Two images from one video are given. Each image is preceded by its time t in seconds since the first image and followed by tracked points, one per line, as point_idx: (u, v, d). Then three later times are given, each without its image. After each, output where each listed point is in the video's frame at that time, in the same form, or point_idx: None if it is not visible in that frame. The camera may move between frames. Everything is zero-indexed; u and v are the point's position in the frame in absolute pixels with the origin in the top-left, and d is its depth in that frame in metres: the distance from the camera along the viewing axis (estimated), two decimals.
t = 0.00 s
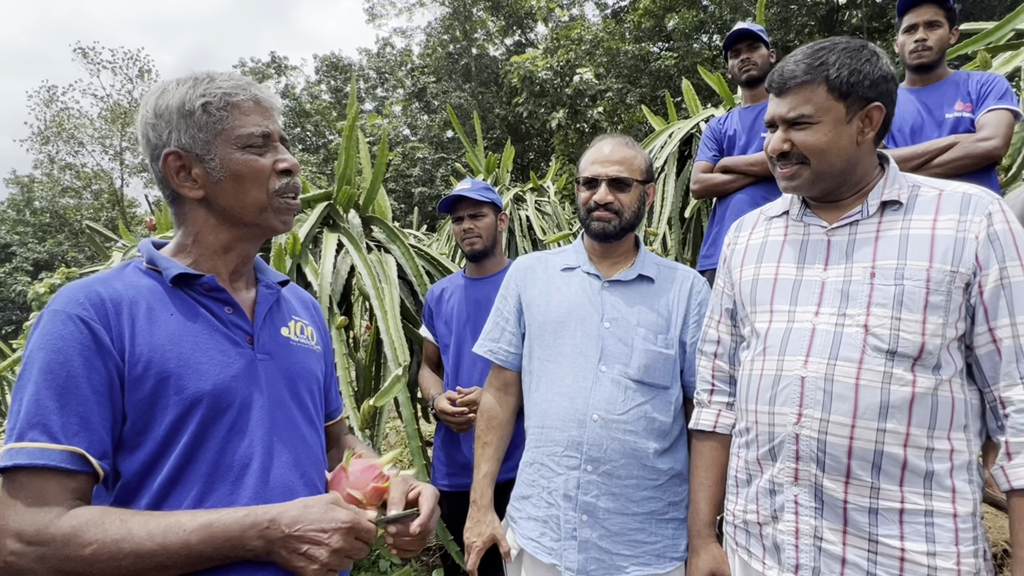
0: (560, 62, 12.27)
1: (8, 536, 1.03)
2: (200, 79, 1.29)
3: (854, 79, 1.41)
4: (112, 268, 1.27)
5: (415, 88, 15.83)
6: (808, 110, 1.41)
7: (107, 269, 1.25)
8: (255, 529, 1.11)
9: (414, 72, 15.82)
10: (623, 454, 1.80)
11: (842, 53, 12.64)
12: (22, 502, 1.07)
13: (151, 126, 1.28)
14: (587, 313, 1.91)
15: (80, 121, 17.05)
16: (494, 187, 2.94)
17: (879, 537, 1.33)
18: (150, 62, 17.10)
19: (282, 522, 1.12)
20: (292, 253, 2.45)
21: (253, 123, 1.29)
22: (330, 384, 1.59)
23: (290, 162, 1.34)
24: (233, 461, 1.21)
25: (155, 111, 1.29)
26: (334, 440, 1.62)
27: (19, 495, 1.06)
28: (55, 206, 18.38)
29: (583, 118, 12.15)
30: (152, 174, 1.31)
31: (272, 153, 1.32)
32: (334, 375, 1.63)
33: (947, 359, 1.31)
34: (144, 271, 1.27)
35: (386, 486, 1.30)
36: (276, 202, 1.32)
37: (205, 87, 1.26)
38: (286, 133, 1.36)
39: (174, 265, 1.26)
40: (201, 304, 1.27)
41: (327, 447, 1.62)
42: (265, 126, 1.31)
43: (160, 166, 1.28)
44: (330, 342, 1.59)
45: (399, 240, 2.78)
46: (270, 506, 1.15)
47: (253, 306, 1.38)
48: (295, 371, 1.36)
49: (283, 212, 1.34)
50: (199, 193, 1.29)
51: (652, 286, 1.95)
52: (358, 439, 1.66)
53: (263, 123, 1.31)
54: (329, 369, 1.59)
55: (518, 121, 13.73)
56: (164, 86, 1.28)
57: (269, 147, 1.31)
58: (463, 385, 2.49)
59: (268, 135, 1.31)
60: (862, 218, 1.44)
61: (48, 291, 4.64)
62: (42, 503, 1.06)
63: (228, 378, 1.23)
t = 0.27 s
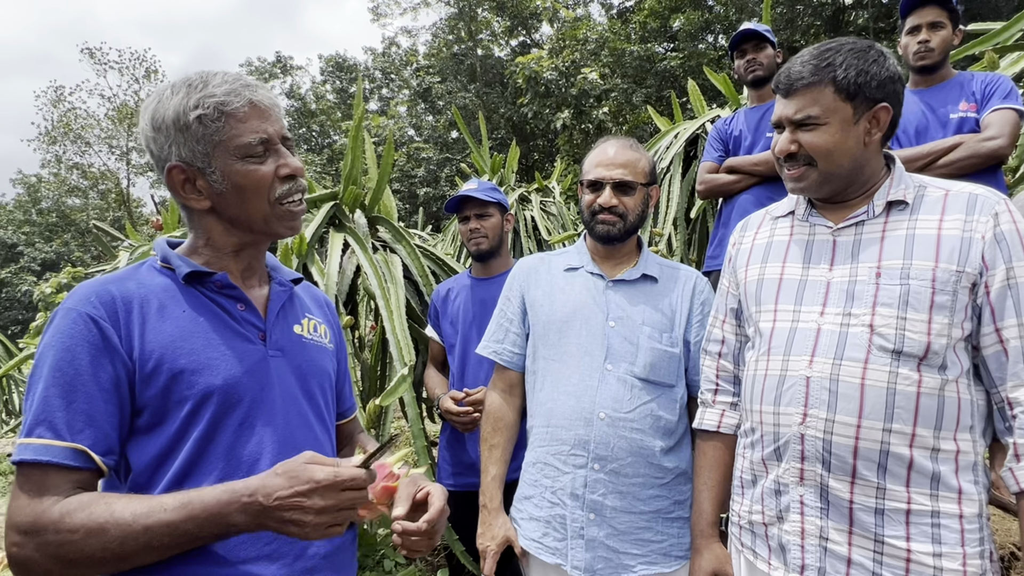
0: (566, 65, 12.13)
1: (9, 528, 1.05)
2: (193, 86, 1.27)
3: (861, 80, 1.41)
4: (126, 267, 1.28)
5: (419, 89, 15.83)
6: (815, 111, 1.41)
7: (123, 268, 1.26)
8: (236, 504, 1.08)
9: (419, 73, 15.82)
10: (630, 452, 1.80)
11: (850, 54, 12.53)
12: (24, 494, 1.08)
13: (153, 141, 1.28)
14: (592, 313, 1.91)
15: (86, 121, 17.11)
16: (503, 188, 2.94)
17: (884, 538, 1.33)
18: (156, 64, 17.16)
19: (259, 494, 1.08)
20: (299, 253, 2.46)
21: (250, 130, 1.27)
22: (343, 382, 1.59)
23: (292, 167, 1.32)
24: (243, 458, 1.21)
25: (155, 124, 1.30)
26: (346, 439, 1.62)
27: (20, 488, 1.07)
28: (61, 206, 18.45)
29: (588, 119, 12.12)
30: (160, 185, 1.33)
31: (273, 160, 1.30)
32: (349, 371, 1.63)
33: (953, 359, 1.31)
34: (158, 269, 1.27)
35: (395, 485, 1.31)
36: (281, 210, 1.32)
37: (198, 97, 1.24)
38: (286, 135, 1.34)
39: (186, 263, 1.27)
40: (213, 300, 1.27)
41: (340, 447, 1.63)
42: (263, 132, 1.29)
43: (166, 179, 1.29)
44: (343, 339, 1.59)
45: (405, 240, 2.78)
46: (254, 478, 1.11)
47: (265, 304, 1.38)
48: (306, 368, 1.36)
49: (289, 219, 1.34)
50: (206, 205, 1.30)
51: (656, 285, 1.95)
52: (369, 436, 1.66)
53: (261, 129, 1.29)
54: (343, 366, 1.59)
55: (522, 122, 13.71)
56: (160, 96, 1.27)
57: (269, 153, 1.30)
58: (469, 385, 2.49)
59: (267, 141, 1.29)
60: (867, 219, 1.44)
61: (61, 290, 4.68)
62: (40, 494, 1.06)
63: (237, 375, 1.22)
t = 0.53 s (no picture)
0: (569, 63, 12.17)
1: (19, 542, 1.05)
2: (219, 81, 1.27)
3: (868, 81, 1.41)
4: (129, 272, 1.28)
5: (422, 88, 15.83)
6: (822, 112, 1.41)
7: (126, 274, 1.26)
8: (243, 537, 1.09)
9: (422, 73, 15.83)
10: (637, 453, 1.79)
11: (856, 54, 12.50)
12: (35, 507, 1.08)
13: (167, 126, 1.28)
14: (597, 314, 1.91)
15: (90, 120, 17.15)
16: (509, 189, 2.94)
17: (890, 540, 1.32)
18: (162, 63, 17.20)
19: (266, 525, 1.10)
20: (304, 253, 2.46)
21: (268, 133, 1.28)
22: (351, 379, 1.59)
23: (303, 175, 1.32)
24: (250, 463, 1.21)
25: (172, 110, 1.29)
26: (358, 434, 1.63)
27: (31, 501, 1.07)
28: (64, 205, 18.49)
29: (591, 119, 12.11)
30: (168, 172, 1.32)
31: (285, 164, 1.31)
32: (356, 369, 1.63)
33: (959, 361, 1.31)
34: (159, 273, 1.27)
35: (398, 486, 1.35)
36: (286, 214, 1.32)
37: (221, 93, 1.25)
38: (303, 142, 1.34)
39: (187, 267, 1.26)
40: (216, 305, 1.27)
41: (349, 443, 1.64)
42: (282, 137, 1.30)
43: (174, 167, 1.29)
44: (349, 338, 1.58)
45: (410, 240, 2.78)
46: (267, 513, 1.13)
47: (269, 305, 1.37)
48: (311, 369, 1.35)
49: (293, 224, 1.34)
50: (211, 199, 1.30)
51: (660, 285, 1.94)
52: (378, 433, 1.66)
53: (279, 133, 1.29)
54: (350, 365, 1.59)
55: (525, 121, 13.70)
56: (183, 84, 1.28)
57: (282, 157, 1.30)
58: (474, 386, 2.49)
59: (284, 145, 1.30)
60: (873, 220, 1.44)
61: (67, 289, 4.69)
62: (52, 509, 1.07)
63: (242, 379, 1.22)
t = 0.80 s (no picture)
0: (571, 64, 12.19)
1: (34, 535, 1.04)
2: (232, 77, 1.29)
3: (873, 80, 1.40)
4: (133, 267, 1.27)
5: (424, 89, 15.83)
6: (827, 110, 1.41)
7: (130, 269, 1.25)
8: (271, 524, 1.10)
9: (424, 73, 15.82)
10: (642, 452, 1.79)
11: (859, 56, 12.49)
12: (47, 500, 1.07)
13: (178, 121, 1.27)
14: (600, 314, 1.91)
15: (92, 120, 17.16)
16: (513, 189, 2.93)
17: (896, 540, 1.32)
18: (164, 64, 17.21)
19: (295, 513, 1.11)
20: (307, 252, 2.46)
21: (281, 127, 1.29)
22: (354, 378, 1.58)
23: (314, 168, 1.33)
24: (256, 458, 1.21)
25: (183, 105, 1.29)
26: (360, 433, 1.63)
27: (42, 494, 1.06)
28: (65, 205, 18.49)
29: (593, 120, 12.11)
30: (175, 168, 1.31)
31: (297, 158, 1.32)
32: (358, 368, 1.62)
33: (965, 361, 1.30)
34: (165, 270, 1.27)
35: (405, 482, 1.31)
36: (297, 207, 1.32)
37: (236, 87, 1.26)
38: (312, 137, 1.36)
39: (193, 263, 1.26)
40: (222, 301, 1.27)
41: (353, 442, 1.64)
42: (293, 131, 1.31)
43: (184, 161, 1.28)
44: (353, 336, 1.58)
45: (413, 240, 2.78)
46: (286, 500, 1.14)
47: (274, 302, 1.37)
48: (317, 366, 1.35)
49: (303, 217, 1.34)
50: (221, 192, 1.29)
51: (663, 285, 1.94)
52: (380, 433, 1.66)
53: (291, 127, 1.31)
54: (353, 363, 1.59)
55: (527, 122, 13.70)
56: (195, 80, 1.28)
57: (294, 151, 1.31)
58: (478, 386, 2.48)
59: (295, 139, 1.31)
60: (878, 220, 1.43)
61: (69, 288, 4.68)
62: (65, 501, 1.06)
63: (249, 374, 1.22)
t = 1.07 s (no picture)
0: (571, 65, 12.21)
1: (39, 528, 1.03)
2: (243, 77, 1.29)
3: (876, 81, 1.40)
4: (138, 264, 1.27)
5: (424, 89, 15.82)
6: (830, 112, 1.41)
7: (135, 265, 1.25)
8: (282, 518, 1.11)
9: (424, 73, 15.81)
10: (643, 453, 1.79)
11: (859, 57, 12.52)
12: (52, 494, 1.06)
13: (189, 119, 1.27)
14: (602, 316, 1.91)
15: (92, 119, 17.14)
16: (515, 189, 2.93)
17: (898, 542, 1.32)
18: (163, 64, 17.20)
19: (307, 510, 1.12)
20: (307, 252, 2.47)
21: (291, 127, 1.30)
22: (354, 381, 1.58)
23: (322, 169, 1.34)
24: (259, 457, 1.21)
25: (194, 103, 1.29)
26: (358, 436, 1.62)
27: (48, 488, 1.05)
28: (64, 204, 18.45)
29: (593, 120, 12.12)
30: (184, 165, 1.31)
31: (306, 158, 1.32)
32: (359, 371, 1.62)
33: (967, 363, 1.31)
34: (169, 267, 1.27)
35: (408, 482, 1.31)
36: (305, 207, 1.33)
37: (249, 87, 1.27)
38: (320, 138, 1.37)
39: (198, 262, 1.26)
40: (226, 300, 1.27)
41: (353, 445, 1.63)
42: (303, 132, 1.32)
43: (194, 159, 1.28)
44: (354, 338, 1.58)
45: (414, 240, 2.78)
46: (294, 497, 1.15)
47: (277, 302, 1.37)
48: (320, 367, 1.35)
49: (310, 217, 1.35)
50: (230, 190, 1.29)
51: (665, 286, 1.94)
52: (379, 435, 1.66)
53: (301, 128, 1.32)
54: (354, 365, 1.59)
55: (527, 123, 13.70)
56: (206, 79, 1.28)
57: (304, 152, 1.32)
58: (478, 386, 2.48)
59: (305, 140, 1.32)
60: (880, 221, 1.44)
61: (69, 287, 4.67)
62: (71, 495, 1.05)
63: (253, 373, 1.22)
